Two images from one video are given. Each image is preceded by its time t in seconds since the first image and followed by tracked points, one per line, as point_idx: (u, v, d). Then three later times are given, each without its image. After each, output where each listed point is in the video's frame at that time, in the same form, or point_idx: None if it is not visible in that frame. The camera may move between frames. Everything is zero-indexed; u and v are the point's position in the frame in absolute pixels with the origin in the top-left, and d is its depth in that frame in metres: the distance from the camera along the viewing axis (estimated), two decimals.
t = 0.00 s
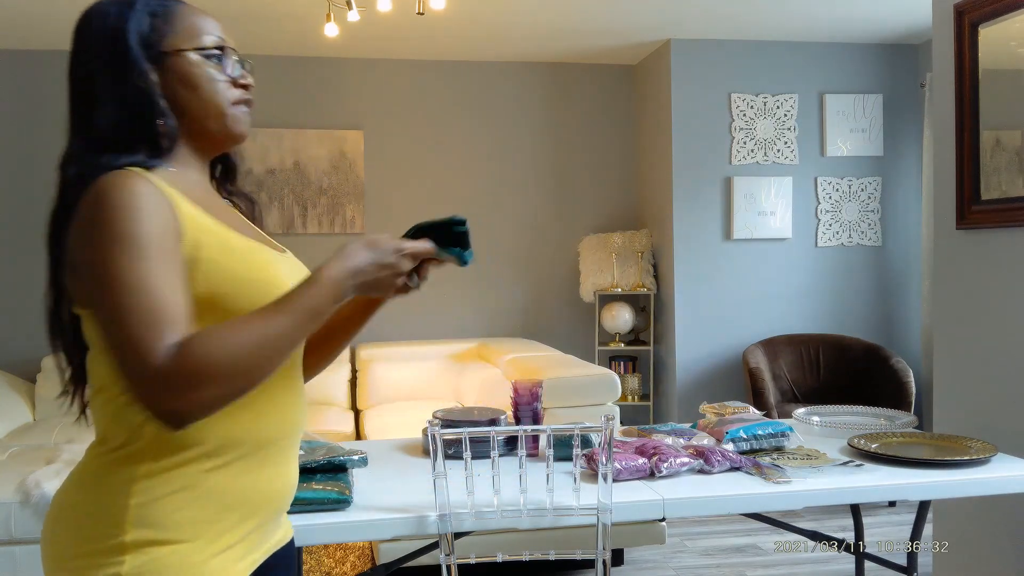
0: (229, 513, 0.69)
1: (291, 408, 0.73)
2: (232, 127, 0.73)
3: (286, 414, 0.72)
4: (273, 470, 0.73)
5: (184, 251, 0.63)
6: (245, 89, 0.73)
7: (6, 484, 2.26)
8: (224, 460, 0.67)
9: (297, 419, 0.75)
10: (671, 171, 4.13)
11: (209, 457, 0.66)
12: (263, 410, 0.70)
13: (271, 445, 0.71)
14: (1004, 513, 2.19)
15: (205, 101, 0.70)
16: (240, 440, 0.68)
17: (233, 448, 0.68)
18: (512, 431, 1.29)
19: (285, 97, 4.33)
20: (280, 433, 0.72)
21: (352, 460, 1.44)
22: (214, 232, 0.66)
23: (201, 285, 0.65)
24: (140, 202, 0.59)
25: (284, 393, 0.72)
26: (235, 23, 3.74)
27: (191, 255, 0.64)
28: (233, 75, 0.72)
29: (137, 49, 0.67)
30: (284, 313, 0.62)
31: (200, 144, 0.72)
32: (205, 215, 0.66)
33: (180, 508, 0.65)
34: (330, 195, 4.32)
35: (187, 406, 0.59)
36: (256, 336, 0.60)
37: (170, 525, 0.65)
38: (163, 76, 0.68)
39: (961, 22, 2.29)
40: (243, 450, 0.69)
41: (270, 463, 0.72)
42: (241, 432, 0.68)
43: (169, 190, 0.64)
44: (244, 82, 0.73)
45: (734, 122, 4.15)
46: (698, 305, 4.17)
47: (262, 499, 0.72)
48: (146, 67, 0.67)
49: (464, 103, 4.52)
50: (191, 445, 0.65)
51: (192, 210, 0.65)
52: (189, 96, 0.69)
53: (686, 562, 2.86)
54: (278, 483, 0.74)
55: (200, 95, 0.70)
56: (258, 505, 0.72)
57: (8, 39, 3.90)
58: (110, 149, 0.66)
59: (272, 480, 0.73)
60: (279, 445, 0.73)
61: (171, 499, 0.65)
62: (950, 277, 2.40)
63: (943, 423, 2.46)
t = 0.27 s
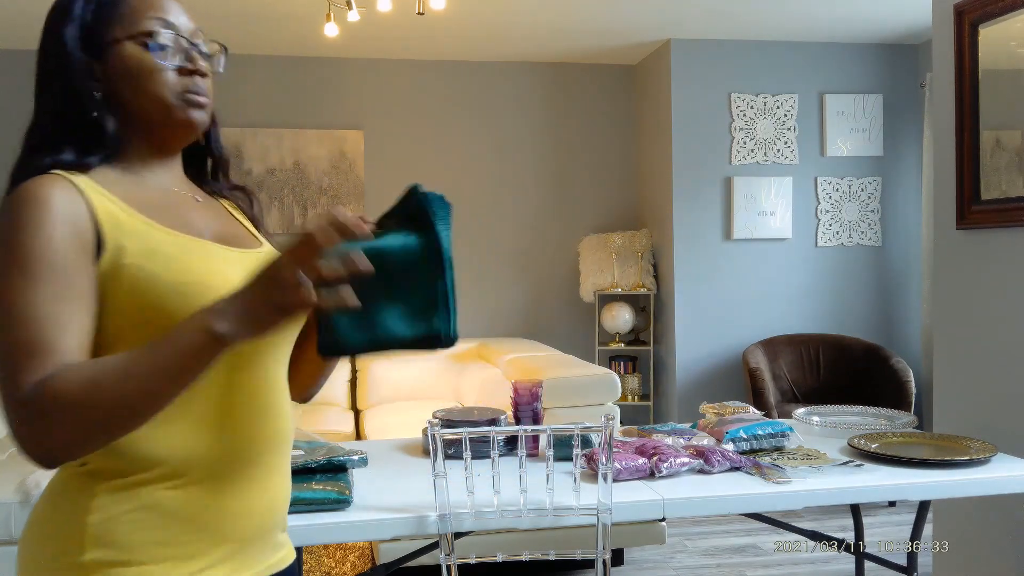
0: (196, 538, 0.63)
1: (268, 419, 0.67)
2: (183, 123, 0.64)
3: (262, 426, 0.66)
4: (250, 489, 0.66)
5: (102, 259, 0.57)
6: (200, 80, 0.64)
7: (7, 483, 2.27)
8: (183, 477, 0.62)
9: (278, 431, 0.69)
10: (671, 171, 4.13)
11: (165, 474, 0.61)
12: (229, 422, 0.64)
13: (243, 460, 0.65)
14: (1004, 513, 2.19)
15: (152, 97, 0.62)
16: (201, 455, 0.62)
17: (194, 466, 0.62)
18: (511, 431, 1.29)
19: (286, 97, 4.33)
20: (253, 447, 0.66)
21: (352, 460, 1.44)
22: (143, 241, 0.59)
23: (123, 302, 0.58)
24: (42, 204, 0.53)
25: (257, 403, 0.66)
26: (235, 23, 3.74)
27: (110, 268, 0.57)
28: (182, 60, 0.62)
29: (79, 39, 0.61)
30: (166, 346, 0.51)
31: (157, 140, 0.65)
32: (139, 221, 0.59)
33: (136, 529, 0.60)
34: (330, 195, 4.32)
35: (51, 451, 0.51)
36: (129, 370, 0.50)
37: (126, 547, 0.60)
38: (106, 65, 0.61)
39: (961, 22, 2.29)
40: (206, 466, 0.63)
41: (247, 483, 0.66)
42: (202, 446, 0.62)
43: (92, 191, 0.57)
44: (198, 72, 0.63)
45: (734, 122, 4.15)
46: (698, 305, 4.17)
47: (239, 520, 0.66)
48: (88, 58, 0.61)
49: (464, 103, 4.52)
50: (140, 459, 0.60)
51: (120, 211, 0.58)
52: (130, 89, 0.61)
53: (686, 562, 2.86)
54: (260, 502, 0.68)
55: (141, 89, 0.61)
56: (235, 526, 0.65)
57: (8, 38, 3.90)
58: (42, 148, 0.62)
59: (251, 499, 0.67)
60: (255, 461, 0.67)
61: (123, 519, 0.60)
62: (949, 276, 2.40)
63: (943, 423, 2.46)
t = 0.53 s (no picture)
0: (157, 553, 0.66)
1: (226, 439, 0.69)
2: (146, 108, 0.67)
3: (218, 445, 0.68)
4: (211, 506, 0.69)
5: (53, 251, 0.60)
6: (167, 65, 0.66)
7: (6, 484, 2.26)
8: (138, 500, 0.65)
9: (240, 448, 0.70)
10: (671, 172, 4.13)
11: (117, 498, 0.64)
12: (179, 445, 0.65)
13: (199, 481, 0.67)
14: (1004, 514, 2.19)
15: (116, 82, 0.65)
16: (153, 479, 0.65)
17: (147, 489, 0.65)
18: (511, 431, 1.29)
19: (286, 97, 4.33)
20: (210, 468, 0.68)
21: (351, 460, 1.44)
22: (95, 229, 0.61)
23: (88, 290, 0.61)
24: None
25: (211, 424, 0.68)
26: (235, 23, 3.74)
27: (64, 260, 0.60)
28: (148, 45, 0.65)
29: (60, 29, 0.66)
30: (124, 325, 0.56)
31: (131, 129, 0.69)
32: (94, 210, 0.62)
33: (95, 550, 0.64)
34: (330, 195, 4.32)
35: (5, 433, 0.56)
36: (79, 360, 0.55)
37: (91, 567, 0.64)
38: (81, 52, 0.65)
39: (961, 22, 2.29)
40: (158, 489, 0.65)
41: (206, 500, 0.68)
42: (152, 472, 0.64)
43: (52, 181, 0.61)
44: (163, 56, 0.65)
45: (734, 122, 4.15)
46: (699, 305, 4.17)
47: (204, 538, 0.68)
48: (69, 47, 0.66)
49: (464, 103, 4.52)
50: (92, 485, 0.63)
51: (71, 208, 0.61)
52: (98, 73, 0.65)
53: (686, 562, 2.86)
54: (226, 517, 0.70)
55: (105, 73, 0.65)
56: (199, 542, 0.68)
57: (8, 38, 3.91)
58: (26, 131, 0.69)
59: (214, 516, 0.69)
60: (212, 480, 0.68)
61: (84, 542, 0.64)
62: (949, 276, 2.40)
63: (943, 423, 2.46)
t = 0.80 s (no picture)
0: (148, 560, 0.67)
1: (221, 447, 0.68)
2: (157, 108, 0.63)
3: (212, 454, 0.68)
4: (207, 514, 0.69)
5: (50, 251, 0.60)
6: (179, 62, 0.63)
7: (6, 483, 2.26)
8: (131, 506, 0.66)
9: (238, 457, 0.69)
10: (671, 171, 4.13)
11: (112, 503, 0.65)
12: (170, 454, 0.66)
13: (193, 488, 0.68)
14: (1004, 513, 2.19)
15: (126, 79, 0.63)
16: (146, 486, 0.66)
17: (140, 494, 0.66)
18: (511, 431, 1.29)
19: (286, 97, 4.33)
20: (204, 476, 0.68)
21: (352, 460, 1.44)
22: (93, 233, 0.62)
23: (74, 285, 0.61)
24: None
25: (205, 434, 0.67)
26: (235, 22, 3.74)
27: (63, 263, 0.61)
28: (162, 42, 0.63)
29: (77, 26, 0.65)
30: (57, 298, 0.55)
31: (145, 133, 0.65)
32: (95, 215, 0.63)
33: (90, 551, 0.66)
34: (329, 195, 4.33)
35: None
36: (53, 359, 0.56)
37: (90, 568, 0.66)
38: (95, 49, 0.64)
39: (961, 22, 2.29)
40: (151, 496, 0.66)
41: (201, 513, 0.68)
42: (143, 479, 0.65)
43: (56, 181, 0.62)
44: (175, 53, 0.63)
45: (734, 122, 4.15)
46: (699, 305, 4.17)
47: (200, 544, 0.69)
48: (84, 42, 0.64)
49: (464, 103, 4.52)
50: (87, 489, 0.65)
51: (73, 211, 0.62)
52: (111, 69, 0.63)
53: (686, 562, 2.86)
54: (225, 525, 0.70)
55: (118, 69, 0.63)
56: (195, 548, 0.68)
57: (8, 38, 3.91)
58: (38, 129, 0.67)
59: (212, 523, 0.69)
60: (209, 488, 0.68)
61: (82, 544, 0.66)
62: (949, 277, 2.41)
63: (943, 423, 2.46)
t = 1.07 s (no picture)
0: (155, 559, 0.67)
1: (234, 447, 0.70)
2: (182, 105, 0.71)
3: (225, 453, 0.69)
4: (220, 514, 0.69)
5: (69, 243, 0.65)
6: (200, 60, 0.70)
7: (6, 484, 2.26)
8: (145, 506, 0.67)
9: (252, 456, 0.71)
10: (671, 171, 4.13)
11: (125, 503, 0.66)
12: (183, 451, 0.68)
13: (205, 488, 0.69)
14: (1004, 513, 2.19)
15: (152, 79, 0.70)
16: (159, 485, 0.67)
17: (153, 493, 0.67)
18: (512, 431, 1.29)
19: (286, 97, 4.33)
20: (217, 475, 0.69)
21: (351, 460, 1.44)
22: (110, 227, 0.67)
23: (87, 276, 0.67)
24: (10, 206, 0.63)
25: (217, 432, 0.69)
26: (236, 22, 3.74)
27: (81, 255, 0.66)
28: (183, 41, 0.69)
29: (108, 27, 0.72)
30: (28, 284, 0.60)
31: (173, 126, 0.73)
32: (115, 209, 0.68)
33: (98, 549, 0.66)
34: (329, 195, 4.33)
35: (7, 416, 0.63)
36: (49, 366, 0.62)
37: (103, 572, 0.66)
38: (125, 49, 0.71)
39: (961, 22, 2.29)
40: (165, 495, 0.67)
41: (210, 512, 0.69)
42: (157, 476, 0.67)
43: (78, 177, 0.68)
44: (196, 51, 0.69)
45: (734, 122, 4.15)
46: (699, 306, 4.17)
47: (213, 546, 0.69)
48: (115, 43, 0.72)
49: (464, 103, 4.52)
50: (101, 489, 0.66)
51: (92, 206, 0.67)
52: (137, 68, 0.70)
53: (686, 562, 2.86)
54: (238, 527, 0.70)
55: (144, 67, 0.70)
56: (208, 550, 0.69)
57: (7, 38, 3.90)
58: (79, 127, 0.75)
59: (224, 524, 0.70)
60: (221, 488, 0.69)
61: (96, 547, 0.66)
62: (950, 277, 2.40)
63: (942, 423, 2.46)
